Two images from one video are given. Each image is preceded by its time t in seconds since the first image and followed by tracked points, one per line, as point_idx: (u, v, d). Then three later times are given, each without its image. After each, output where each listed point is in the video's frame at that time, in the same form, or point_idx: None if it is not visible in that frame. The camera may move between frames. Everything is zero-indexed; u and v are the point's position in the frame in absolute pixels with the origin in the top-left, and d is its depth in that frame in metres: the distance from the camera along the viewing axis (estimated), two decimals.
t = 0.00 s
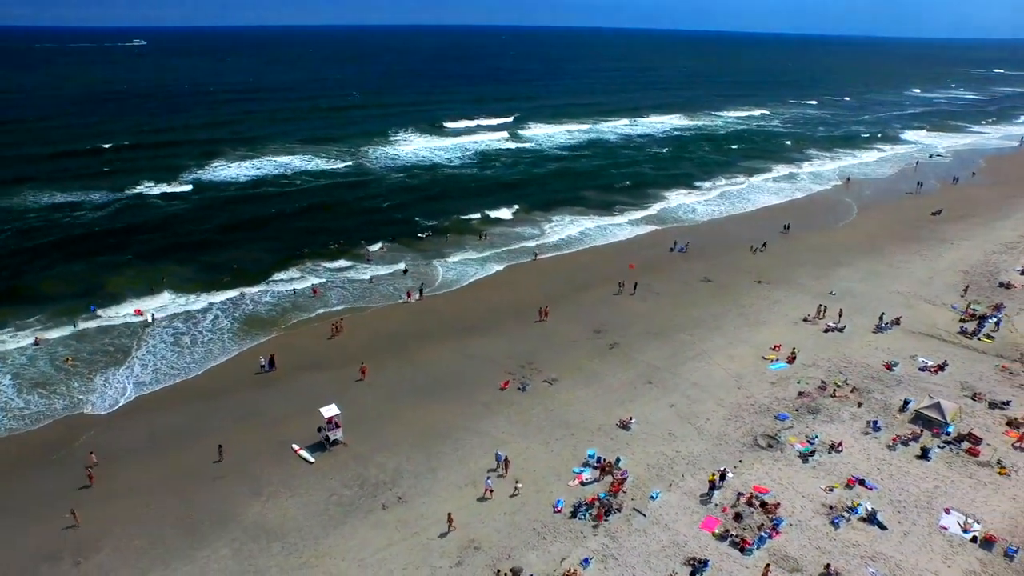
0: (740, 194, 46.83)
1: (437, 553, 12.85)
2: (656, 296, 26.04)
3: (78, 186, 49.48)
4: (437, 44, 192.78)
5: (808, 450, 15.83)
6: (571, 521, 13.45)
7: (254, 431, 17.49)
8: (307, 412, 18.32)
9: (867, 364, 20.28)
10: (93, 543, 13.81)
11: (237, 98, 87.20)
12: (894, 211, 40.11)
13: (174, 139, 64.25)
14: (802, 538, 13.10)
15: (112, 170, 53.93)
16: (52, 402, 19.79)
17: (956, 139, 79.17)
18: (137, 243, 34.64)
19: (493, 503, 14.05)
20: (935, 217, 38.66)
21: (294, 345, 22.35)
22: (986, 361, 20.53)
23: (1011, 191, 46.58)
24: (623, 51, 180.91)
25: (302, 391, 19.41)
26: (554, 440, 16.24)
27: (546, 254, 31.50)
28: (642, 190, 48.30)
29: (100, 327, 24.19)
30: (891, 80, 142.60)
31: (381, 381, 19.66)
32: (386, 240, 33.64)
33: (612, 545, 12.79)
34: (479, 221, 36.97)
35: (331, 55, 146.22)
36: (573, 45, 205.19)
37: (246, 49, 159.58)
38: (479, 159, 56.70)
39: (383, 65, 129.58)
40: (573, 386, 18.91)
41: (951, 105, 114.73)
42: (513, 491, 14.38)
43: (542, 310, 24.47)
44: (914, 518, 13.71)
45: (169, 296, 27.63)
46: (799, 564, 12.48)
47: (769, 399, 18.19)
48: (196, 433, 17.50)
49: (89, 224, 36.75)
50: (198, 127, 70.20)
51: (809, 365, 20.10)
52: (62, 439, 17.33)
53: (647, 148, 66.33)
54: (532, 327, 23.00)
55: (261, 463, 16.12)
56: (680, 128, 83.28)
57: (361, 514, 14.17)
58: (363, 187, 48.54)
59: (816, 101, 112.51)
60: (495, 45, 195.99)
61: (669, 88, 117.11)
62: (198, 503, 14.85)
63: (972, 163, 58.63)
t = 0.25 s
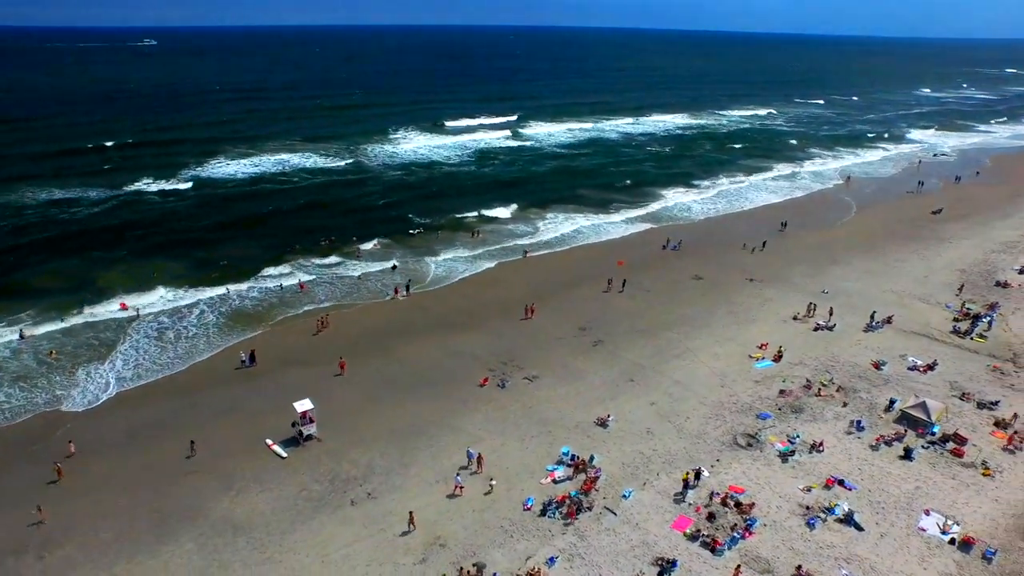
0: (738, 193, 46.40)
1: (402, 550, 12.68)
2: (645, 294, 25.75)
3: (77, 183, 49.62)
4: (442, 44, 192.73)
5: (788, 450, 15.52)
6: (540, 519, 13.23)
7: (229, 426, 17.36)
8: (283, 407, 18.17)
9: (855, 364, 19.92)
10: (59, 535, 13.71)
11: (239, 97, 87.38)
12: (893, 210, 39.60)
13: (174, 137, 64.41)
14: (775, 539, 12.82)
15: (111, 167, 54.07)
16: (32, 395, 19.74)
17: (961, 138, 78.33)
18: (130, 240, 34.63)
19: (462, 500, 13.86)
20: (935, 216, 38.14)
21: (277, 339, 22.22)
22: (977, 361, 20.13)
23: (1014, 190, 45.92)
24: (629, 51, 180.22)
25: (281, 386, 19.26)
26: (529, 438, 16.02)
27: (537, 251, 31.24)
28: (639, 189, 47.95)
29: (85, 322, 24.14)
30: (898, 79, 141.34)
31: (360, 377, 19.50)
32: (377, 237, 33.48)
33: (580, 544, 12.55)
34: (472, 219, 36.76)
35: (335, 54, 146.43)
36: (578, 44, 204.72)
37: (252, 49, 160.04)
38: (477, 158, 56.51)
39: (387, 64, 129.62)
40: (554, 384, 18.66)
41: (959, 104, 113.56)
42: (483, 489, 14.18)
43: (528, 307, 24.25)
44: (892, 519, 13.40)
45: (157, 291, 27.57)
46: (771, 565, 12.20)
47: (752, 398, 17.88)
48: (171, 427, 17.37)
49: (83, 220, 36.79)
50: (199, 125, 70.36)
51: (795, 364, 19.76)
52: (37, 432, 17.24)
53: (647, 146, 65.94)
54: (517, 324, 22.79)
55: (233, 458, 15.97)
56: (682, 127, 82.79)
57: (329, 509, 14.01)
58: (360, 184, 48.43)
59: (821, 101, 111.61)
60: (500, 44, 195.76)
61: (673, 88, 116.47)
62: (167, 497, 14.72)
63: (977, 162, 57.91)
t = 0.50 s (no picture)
0: (735, 192, 45.99)
1: (365, 547, 12.56)
2: (632, 291, 25.48)
3: (74, 180, 49.75)
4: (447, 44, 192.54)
5: (765, 449, 15.22)
6: (507, 517, 13.04)
7: (203, 420, 17.23)
8: (259, 402, 18.04)
9: (841, 362, 19.59)
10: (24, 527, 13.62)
11: (240, 95, 87.52)
12: (891, 209, 39.11)
13: (173, 135, 64.54)
14: (746, 539, 12.53)
15: (110, 165, 54.19)
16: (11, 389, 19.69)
17: (967, 138, 77.50)
18: (121, 236, 34.60)
19: (429, 498, 13.71)
20: (933, 215, 37.65)
21: (258, 334, 22.07)
22: (966, 361, 19.75)
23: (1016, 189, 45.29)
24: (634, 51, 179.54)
25: (258, 381, 19.11)
26: (503, 435, 15.81)
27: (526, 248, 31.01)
28: (636, 187, 47.61)
29: (69, 317, 24.10)
30: (905, 79, 140.09)
31: (339, 373, 19.34)
32: (368, 233, 33.32)
33: (545, 543, 12.35)
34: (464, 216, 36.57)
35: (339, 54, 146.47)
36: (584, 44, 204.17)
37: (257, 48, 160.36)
38: (474, 156, 56.28)
39: (390, 64, 129.58)
40: (532, 381, 18.43)
41: (966, 104, 112.38)
42: (452, 487, 13.99)
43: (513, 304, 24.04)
44: (868, 520, 13.09)
45: (145, 287, 27.50)
46: (740, 566, 11.94)
47: (732, 397, 17.58)
48: (145, 421, 17.28)
49: (76, 216, 36.85)
50: (200, 123, 70.50)
51: (779, 362, 19.45)
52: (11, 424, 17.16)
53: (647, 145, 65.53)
54: (501, 321, 22.59)
55: (204, 452, 15.85)
56: (684, 126, 82.29)
57: (295, 505, 13.88)
58: (356, 182, 48.32)
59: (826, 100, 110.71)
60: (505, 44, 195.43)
61: (677, 87, 115.86)
62: (135, 491, 14.61)
63: (980, 162, 57.21)
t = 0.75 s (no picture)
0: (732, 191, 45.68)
1: (327, 544, 12.41)
2: (619, 289, 25.26)
3: (71, 178, 49.87)
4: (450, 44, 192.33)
5: (741, 449, 14.97)
6: (472, 515, 12.86)
7: (177, 415, 17.12)
8: (235, 398, 17.92)
9: (826, 361, 19.31)
10: None
11: (241, 94, 87.66)
12: (887, 207, 38.70)
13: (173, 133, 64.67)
14: (714, 539, 12.32)
15: (107, 163, 54.30)
16: None
17: (971, 137, 76.74)
18: (113, 233, 34.59)
19: (396, 495, 13.55)
20: (930, 214, 37.23)
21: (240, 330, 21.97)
22: (953, 360, 19.43)
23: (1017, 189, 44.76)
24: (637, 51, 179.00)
25: (235, 376, 19.00)
26: (476, 432, 15.63)
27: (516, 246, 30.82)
28: (632, 186, 47.32)
29: (53, 312, 24.06)
30: (910, 79, 139.01)
31: (317, 369, 19.22)
32: (357, 231, 33.22)
33: (509, 541, 12.18)
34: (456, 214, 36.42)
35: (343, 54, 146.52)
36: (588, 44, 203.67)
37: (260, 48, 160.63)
38: (471, 154, 56.13)
39: (393, 63, 129.48)
40: (510, 378, 18.25)
41: (971, 104, 111.39)
42: (420, 484, 13.83)
43: (497, 301, 23.86)
44: (841, 521, 12.84)
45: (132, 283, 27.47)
46: (706, 566, 11.72)
47: (711, 395, 17.34)
48: (120, 415, 17.18)
49: (68, 213, 36.88)
50: (199, 122, 70.60)
51: (762, 361, 19.18)
52: None
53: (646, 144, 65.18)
54: (484, 318, 22.43)
55: (176, 447, 15.74)
56: (685, 125, 81.87)
57: (262, 501, 13.75)
58: (351, 180, 48.23)
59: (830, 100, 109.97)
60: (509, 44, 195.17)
61: (679, 87, 115.30)
62: (104, 485, 14.50)
63: (982, 161, 56.63)
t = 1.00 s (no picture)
0: (727, 189, 45.37)
1: (288, 540, 12.26)
2: (605, 287, 25.04)
3: (67, 176, 49.95)
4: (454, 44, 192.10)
5: (715, 448, 14.74)
6: (437, 513, 12.69)
7: (150, 411, 16.99)
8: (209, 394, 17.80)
9: (808, 360, 19.06)
10: None
11: (241, 93, 87.76)
12: (883, 206, 38.33)
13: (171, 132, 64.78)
14: (680, 539, 12.10)
15: (104, 161, 54.37)
16: None
17: (973, 137, 76.08)
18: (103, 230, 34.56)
19: (361, 492, 13.40)
20: (926, 213, 36.85)
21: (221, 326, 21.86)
22: (938, 359, 19.15)
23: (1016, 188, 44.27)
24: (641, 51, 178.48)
25: (212, 373, 18.88)
26: (447, 430, 15.45)
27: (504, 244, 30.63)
28: (627, 185, 47.06)
29: (36, 307, 23.99)
30: (915, 79, 138.08)
31: (294, 365, 19.09)
32: (346, 229, 33.09)
33: (471, 539, 12.02)
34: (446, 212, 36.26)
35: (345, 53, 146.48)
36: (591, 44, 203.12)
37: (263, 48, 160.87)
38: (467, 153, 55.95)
39: (394, 63, 129.37)
40: (487, 376, 18.06)
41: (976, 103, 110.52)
42: (386, 481, 13.66)
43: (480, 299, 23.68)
44: (812, 521, 12.60)
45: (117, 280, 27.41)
46: (670, 567, 11.52)
47: (689, 394, 17.13)
48: (93, 410, 17.08)
49: (60, 210, 36.91)
50: (197, 121, 70.64)
51: (744, 359, 18.93)
52: None
53: (644, 143, 64.86)
54: (466, 316, 22.28)
55: (146, 442, 15.61)
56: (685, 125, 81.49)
57: (227, 497, 13.61)
58: (345, 178, 48.13)
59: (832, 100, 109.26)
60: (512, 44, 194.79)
61: (681, 87, 114.78)
62: (71, 480, 14.39)
63: (983, 160, 56.09)
